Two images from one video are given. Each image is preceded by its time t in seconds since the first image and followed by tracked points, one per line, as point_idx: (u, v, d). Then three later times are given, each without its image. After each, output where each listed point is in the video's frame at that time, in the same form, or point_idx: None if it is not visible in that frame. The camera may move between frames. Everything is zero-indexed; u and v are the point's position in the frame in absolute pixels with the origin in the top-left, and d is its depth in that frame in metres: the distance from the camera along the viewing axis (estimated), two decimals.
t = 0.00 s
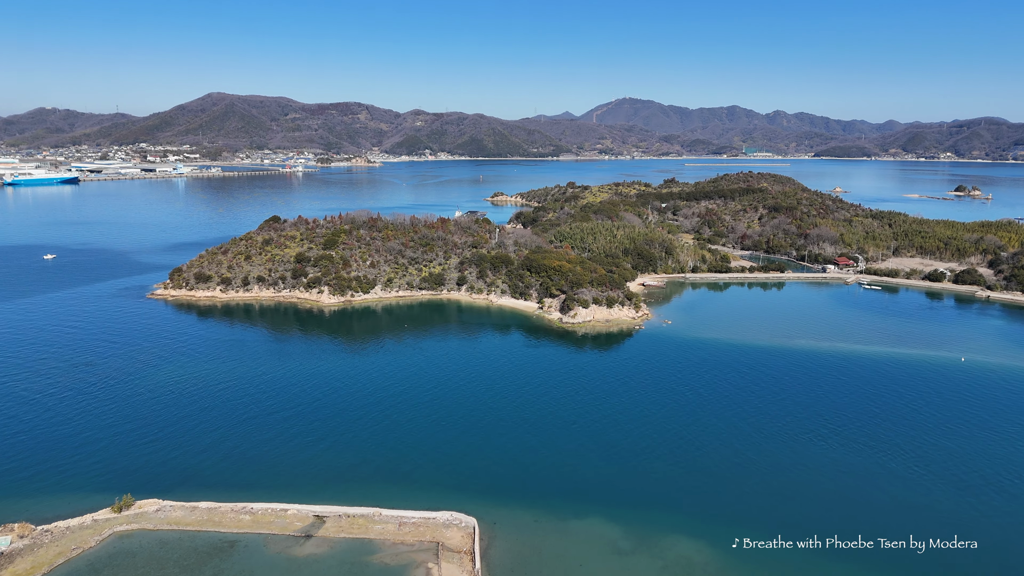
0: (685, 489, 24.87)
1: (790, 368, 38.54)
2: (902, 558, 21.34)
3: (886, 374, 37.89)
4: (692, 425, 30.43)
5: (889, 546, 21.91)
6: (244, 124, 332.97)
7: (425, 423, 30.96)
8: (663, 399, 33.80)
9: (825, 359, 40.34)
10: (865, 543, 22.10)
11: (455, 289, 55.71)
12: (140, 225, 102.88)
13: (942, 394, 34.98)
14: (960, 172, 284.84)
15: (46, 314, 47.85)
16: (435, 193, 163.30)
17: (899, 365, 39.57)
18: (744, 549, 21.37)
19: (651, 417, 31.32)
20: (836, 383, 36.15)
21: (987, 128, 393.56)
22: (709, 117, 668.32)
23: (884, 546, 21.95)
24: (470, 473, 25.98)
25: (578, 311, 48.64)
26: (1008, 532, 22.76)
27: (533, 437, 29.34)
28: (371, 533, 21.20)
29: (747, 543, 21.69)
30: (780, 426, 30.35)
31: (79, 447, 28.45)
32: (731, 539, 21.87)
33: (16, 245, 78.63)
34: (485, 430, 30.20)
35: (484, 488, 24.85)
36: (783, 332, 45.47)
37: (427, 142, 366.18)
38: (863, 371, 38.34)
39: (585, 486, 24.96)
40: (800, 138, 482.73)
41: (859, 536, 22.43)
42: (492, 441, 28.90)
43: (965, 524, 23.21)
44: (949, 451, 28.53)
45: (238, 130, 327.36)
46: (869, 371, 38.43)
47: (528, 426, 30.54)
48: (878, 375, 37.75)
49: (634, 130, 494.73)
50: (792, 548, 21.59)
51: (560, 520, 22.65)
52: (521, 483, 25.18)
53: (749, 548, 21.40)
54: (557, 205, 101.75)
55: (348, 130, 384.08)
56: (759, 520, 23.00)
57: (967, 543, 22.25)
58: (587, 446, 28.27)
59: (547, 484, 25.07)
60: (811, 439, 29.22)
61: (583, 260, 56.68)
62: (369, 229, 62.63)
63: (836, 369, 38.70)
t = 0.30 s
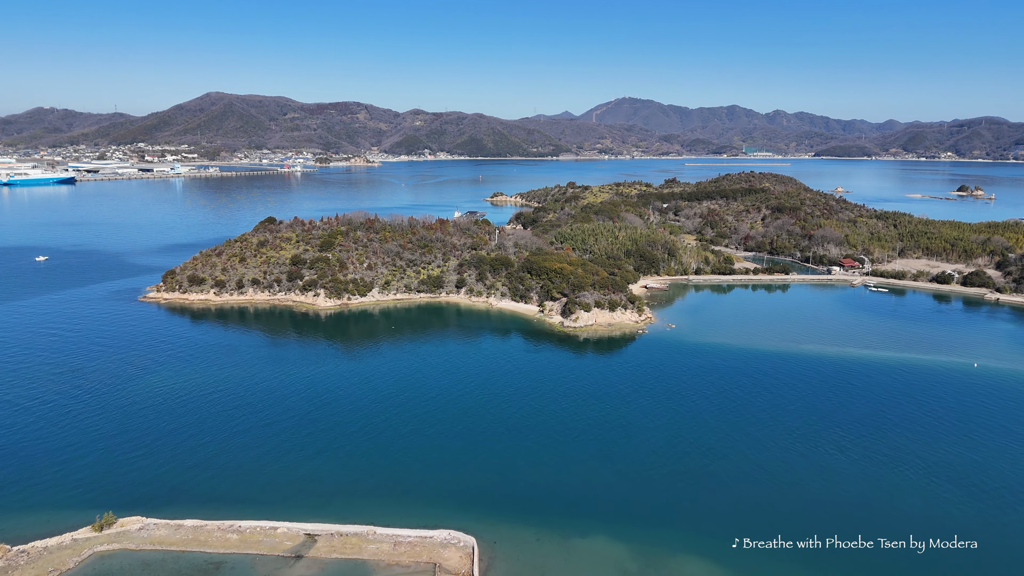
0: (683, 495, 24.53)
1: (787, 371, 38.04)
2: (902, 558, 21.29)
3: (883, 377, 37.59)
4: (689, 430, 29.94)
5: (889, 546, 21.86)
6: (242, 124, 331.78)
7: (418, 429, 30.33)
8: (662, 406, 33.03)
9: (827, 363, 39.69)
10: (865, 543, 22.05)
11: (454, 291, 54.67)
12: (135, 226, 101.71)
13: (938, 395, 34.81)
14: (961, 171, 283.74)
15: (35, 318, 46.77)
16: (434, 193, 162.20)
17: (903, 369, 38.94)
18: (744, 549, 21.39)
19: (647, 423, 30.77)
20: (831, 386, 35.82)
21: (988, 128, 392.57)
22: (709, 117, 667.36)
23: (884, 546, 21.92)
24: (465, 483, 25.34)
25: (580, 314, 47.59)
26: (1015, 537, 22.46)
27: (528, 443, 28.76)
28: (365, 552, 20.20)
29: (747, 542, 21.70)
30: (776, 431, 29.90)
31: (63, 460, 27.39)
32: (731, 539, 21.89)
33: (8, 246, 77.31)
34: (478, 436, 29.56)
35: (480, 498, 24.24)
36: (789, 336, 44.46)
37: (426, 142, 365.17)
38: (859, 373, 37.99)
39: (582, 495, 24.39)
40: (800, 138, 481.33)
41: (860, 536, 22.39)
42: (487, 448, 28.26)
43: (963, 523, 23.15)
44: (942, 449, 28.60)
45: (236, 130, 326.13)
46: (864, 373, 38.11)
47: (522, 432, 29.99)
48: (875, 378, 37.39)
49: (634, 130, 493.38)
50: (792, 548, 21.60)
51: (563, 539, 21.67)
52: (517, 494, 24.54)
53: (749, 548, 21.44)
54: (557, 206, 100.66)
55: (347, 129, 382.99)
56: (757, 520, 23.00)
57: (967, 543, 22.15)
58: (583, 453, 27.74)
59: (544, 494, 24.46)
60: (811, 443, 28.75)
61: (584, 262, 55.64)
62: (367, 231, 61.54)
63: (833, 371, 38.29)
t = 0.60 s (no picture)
0: (683, 503, 24.17)
1: (785, 376, 37.60)
2: (903, 558, 21.28)
3: (882, 381, 37.19)
4: (688, 438, 29.44)
5: (889, 546, 21.89)
6: (241, 124, 330.81)
7: (413, 436, 29.76)
8: (666, 415, 32.09)
9: (831, 368, 38.87)
10: (866, 543, 22.09)
11: (453, 294, 53.61)
12: (132, 227, 100.55)
13: (935, 399, 34.65)
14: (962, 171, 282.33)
15: (24, 322, 45.69)
16: (434, 193, 161.00)
17: (908, 374, 38.17)
18: (743, 549, 21.52)
19: (646, 431, 30.16)
20: (828, 392, 35.45)
21: (989, 127, 391.51)
22: (709, 117, 666.34)
23: (884, 545, 21.94)
24: (463, 492, 24.80)
25: (582, 318, 46.51)
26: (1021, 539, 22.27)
27: (525, 451, 28.20)
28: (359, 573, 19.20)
29: (747, 543, 21.81)
30: (776, 439, 29.40)
31: (45, 474, 26.32)
32: (731, 540, 22.00)
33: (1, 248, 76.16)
34: (473, 443, 29.05)
35: (479, 510, 23.53)
36: (796, 341, 43.39)
37: (426, 142, 364.29)
38: (859, 378, 37.49)
39: (583, 507, 23.74)
40: (801, 137, 480.11)
41: (860, 535, 22.44)
42: (483, 456, 27.75)
43: (964, 523, 23.14)
44: (937, 452, 28.61)
45: (235, 130, 325.12)
46: (866, 378, 37.53)
47: (518, 439, 29.45)
48: (882, 384, 36.63)
49: (634, 130, 492.56)
50: (792, 548, 21.69)
51: (567, 559, 20.70)
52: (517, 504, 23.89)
53: (748, 548, 21.57)
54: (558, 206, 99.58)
55: (347, 129, 382.04)
56: (755, 520, 23.09)
57: (967, 543, 22.14)
58: (581, 460, 27.30)
59: (544, 504, 23.90)
60: (809, 450, 28.38)
61: (586, 264, 54.58)
62: (364, 232, 60.46)
63: (833, 376, 37.72)
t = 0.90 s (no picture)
0: (685, 509, 24.13)
1: (781, 379, 37.06)
2: (902, 558, 21.75)
3: (879, 383, 36.72)
4: (683, 445, 29.01)
5: (889, 546, 22.32)
6: (240, 123, 329.77)
7: (404, 443, 29.35)
8: (668, 424, 31.21)
9: (835, 373, 38.06)
10: (865, 543, 22.55)
11: (452, 297, 52.61)
12: (128, 228, 99.33)
13: (928, 400, 34.48)
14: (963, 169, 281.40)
15: (12, 326, 44.59)
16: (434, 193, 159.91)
17: (913, 378, 37.43)
18: (744, 549, 21.96)
19: (642, 439, 29.58)
20: (824, 395, 35.04)
21: (990, 126, 390.57)
22: (709, 116, 665.07)
23: (884, 546, 22.37)
24: (456, 500, 24.47)
25: (584, 322, 45.44)
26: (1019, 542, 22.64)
27: (517, 458, 27.75)
28: None
29: (747, 542, 22.27)
30: (771, 446, 29.01)
31: (24, 490, 25.27)
32: (731, 540, 22.42)
33: None
34: (465, 449, 28.65)
35: (475, 521, 23.08)
36: (803, 345, 42.40)
37: (425, 142, 363.45)
38: (860, 382, 36.90)
39: (580, 517, 23.39)
40: (801, 137, 478.67)
41: (860, 536, 22.88)
42: (474, 463, 27.36)
43: (962, 523, 23.64)
44: (930, 454, 28.78)
45: (234, 129, 324.05)
46: (869, 382, 36.88)
47: (510, 445, 29.01)
48: (891, 390, 35.88)
49: (634, 129, 491.49)
50: (792, 548, 22.13)
51: None
52: (512, 516, 23.49)
53: (749, 547, 22.01)
54: (559, 206, 98.50)
55: (346, 129, 381.27)
56: (756, 521, 23.51)
57: (967, 542, 22.65)
58: (574, 467, 26.93)
59: (540, 514, 23.55)
60: (803, 457, 28.05)
61: (587, 266, 53.57)
62: (362, 234, 59.37)
63: (834, 380, 37.11)
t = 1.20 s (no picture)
0: (689, 515, 24.38)
1: (785, 384, 36.38)
2: (901, 558, 22.03)
3: (883, 387, 36.08)
4: (685, 457, 28.46)
5: (889, 546, 22.61)
6: (239, 123, 328.58)
7: (398, 451, 29.13)
8: (672, 438, 30.35)
9: (842, 378, 37.20)
10: (865, 543, 22.87)
11: (451, 300, 51.56)
12: (123, 228, 98.20)
13: (939, 405, 33.77)
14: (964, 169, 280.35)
15: None
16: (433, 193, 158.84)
17: (922, 383, 36.57)
18: (744, 549, 22.55)
19: (642, 453, 28.93)
20: (825, 399, 34.45)
21: (991, 126, 389.44)
22: (709, 116, 664.11)
23: (883, 545, 22.69)
24: (454, 511, 24.51)
25: (586, 327, 44.35)
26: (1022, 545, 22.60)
27: (514, 471, 27.45)
28: None
29: (747, 542, 22.87)
30: (772, 455, 28.60)
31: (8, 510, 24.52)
32: (732, 539, 23.07)
33: None
34: (461, 458, 28.47)
35: (473, 537, 23.05)
36: (810, 350, 41.41)
37: (425, 141, 362.32)
38: (869, 387, 36.09)
39: (580, 536, 23.14)
40: (801, 136, 477.50)
41: (860, 536, 23.22)
42: (471, 475, 27.20)
43: (963, 523, 23.82)
44: (929, 457, 28.63)
45: (233, 129, 322.83)
46: (878, 387, 36.07)
47: (506, 456, 28.72)
48: (900, 395, 35.13)
49: (634, 129, 490.33)
50: (791, 548, 22.66)
51: None
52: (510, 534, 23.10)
53: (748, 547, 22.59)
54: (560, 207, 97.40)
55: (346, 128, 380.03)
56: (756, 521, 24.05)
57: (967, 542, 22.88)
58: (572, 480, 26.71)
59: (537, 527, 23.59)
60: (803, 468, 27.64)
61: (589, 268, 52.50)
62: (359, 236, 58.27)
63: (842, 385, 36.32)
